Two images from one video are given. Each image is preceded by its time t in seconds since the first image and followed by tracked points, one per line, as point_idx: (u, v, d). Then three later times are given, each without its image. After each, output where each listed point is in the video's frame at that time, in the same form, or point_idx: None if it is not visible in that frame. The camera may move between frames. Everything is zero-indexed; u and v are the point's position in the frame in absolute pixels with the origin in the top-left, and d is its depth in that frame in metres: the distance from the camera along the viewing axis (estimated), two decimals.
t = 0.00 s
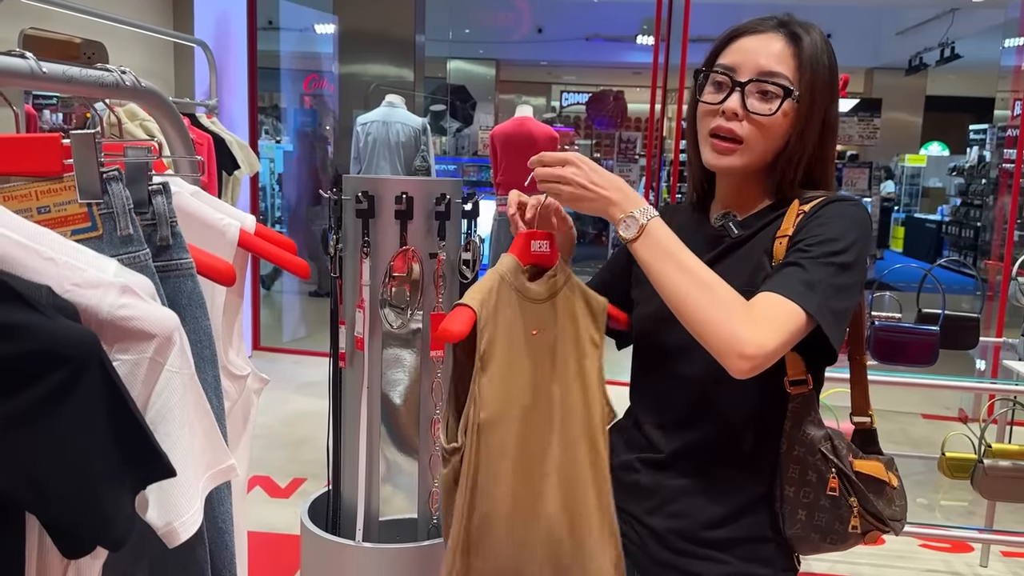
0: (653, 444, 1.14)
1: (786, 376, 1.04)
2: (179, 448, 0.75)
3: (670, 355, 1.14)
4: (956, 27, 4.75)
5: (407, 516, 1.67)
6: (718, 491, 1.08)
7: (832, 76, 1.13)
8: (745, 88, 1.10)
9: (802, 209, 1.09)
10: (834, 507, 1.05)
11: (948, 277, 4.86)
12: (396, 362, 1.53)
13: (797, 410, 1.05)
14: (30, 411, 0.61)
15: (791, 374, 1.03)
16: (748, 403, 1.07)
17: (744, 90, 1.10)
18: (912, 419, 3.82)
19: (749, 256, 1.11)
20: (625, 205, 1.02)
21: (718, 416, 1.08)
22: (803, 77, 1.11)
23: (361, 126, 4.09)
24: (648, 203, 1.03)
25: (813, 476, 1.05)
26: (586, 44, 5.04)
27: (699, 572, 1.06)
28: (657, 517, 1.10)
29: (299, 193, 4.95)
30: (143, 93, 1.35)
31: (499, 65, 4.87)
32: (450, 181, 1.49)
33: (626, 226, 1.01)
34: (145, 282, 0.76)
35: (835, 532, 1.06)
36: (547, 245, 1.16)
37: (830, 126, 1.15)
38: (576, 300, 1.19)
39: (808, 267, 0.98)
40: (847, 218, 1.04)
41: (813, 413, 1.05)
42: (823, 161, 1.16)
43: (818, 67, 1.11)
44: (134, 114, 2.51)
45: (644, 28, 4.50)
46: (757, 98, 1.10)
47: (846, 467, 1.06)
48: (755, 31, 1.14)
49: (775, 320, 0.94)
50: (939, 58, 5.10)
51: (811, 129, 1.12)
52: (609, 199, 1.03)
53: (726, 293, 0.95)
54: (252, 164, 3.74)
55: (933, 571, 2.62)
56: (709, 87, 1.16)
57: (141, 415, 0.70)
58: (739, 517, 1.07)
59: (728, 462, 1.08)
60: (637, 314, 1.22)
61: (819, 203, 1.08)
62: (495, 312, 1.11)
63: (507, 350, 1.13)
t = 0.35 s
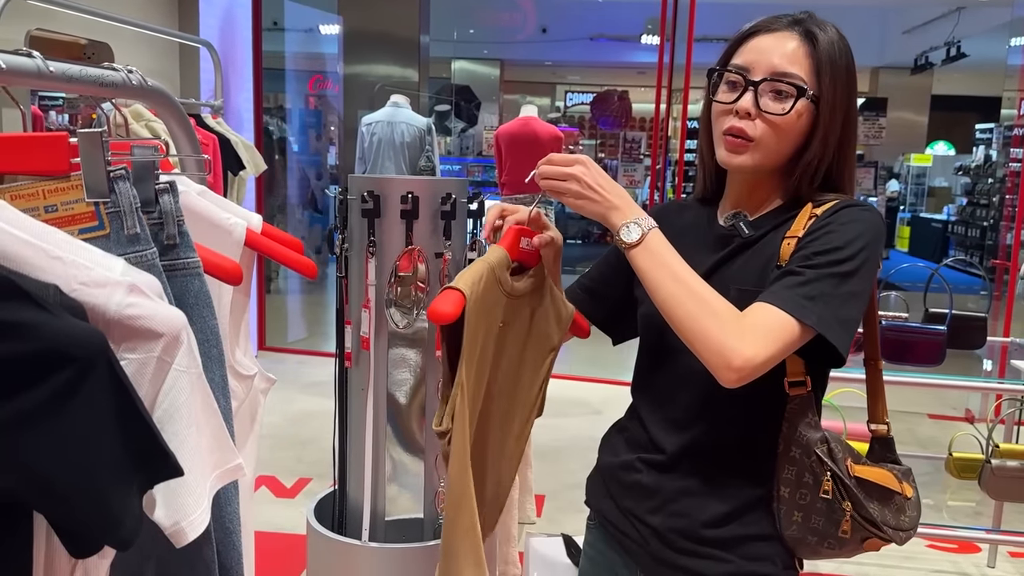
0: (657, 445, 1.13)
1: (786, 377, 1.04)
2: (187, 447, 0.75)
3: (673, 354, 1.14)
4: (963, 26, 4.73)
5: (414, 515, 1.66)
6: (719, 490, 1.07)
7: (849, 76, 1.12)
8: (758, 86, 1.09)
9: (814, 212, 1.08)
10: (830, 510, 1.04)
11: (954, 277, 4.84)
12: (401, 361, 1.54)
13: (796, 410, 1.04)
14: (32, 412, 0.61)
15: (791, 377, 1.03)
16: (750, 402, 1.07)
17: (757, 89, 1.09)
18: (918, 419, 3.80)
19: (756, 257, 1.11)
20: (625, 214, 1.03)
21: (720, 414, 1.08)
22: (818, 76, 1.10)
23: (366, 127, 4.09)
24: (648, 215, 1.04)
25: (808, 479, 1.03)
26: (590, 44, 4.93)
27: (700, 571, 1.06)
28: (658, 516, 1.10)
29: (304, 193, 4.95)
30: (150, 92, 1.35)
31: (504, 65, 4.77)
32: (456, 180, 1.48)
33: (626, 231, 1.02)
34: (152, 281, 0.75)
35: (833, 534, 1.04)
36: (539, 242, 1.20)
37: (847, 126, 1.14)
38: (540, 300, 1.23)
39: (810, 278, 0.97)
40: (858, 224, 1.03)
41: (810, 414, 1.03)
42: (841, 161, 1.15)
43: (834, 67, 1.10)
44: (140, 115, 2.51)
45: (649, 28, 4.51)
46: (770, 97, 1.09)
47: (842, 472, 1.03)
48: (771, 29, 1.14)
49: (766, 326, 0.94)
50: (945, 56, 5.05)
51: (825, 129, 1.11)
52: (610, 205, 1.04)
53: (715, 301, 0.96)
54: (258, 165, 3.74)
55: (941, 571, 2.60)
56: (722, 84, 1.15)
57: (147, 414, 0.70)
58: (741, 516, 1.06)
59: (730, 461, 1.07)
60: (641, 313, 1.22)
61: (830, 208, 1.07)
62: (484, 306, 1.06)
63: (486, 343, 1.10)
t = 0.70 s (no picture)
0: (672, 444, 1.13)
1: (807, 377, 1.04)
2: (195, 449, 0.75)
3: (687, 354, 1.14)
4: (968, 26, 4.71)
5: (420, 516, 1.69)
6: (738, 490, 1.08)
7: (864, 63, 1.10)
8: (767, 77, 1.09)
9: (833, 211, 1.08)
10: (860, 507, 1.04)
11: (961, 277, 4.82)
12: (408, 363, 1.54)
13: (821, 410, 1.04)
14: (42, 412, 0.61)
15: (812, 376, 1.03)
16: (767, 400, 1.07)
17: (765, 80, 1.09)
18: (925, 419, 3.79)
19: (773, 255, 1.11)
20: (641, 214, 1.02)
21: (740, 413, 1.07)
22: (828, 65, 1.09)
23: (371, 128, 4.10)
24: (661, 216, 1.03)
25: (837, 477, 1.03)
26: (595, 44, 4.94)
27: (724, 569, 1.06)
28: (679, 515, 1.10)
29: (310, 194, 4.98)
30: (157, 94, 1.36)
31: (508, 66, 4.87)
32: (461, 182, 1.49)
33: (646, 230, 1.00)
34: (161, 282, 0.76)
35: (863, 532, 1.04)
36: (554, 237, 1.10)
37: (863, 115, 1.12)
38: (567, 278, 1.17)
39: (830, 280, 0.97)
40: (879, 223, 1.03)
41: (835, 413, 1.04)
42: (859, 151, 1.14)
43: (845, 55, 1.09)
44: (147, 116, 2.52)
45: (653, 28, 4.56)
46: (778, 87, 1.09)
47: (870, 467, 1.04)
48: (782, 20, 1.14)
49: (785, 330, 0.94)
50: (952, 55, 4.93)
51: (838, 119, 1.10)
52: (626, 204, 1.03)
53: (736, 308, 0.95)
54: (263, 166, 3.75)
55: (948, 572, 2.59)
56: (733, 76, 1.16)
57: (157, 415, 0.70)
58: (762, 514, 1.06)
59: (750, 461, 1.08)
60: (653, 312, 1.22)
61: (849, 206, 1.06)
62: (507, 305, 0.97)
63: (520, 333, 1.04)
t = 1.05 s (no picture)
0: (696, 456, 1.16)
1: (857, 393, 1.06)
2: (200, 451, 0.76)
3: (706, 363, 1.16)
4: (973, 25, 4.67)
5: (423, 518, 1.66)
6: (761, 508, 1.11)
7: (885, 41, 1.09)
8: (776, 60, 1.10)
9: (879, 212, 1.07)
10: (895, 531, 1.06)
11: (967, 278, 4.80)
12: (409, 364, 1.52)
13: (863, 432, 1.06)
14: (51, 415, 0.62)
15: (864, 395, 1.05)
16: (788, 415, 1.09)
17: (774, 62, 1.11)
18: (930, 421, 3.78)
19: (808, 263, 1.11)
20: (739, 335, 0.98)
21: (762, 427, 1.11)
22: (841, 48, 1.09)
23: (376, 130, 4.10)
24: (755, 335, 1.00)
25: (875, 499, 1.06)
26: (599, 45, 4.99)
27: None
28: (707, 533, 1.13)
29: (314, 196, 4.99)
30: (163, 98, 1.37)
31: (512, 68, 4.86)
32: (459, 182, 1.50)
33: (755, 353, 0.97)
34: (166, 285, 0.76)
35: (892, 554, 1.07)
36: (468, 150, 1.18)
37: (887, 100, 1.11)
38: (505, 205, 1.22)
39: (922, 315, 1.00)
40: (936, 233, 1.03)
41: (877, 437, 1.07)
42: (883, 135, 1.13)
43: (861, 31, 1.08)
44: (152, 118, 2.53)
45: (657, 29, 4.58)
46: (789, 69, 1.10)
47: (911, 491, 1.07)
48: (799, 7, 1.15)
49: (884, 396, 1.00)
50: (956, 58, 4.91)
51: (854, 98, 1.09)
52: (716, 329, 0.98)
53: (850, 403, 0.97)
54: (268, 169, 3.75)
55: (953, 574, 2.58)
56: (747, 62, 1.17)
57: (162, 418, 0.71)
58: (786, 532, 1.09)
59: (774, 475, 1.11)
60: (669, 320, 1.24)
61: (898, 217, 1.06)
62: (398, 217, 1.11)
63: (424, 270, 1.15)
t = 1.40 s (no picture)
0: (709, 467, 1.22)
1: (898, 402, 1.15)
2: (209, 454, 0.77)
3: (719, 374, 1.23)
4: (977, 26, 4.64)
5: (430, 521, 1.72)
6: (765, 516, 1.19)
7: (909, 42, 1.14)
8: (795, 62, 1.15)
9: (913, 220, 1.14)
10: (939, 533, 1.16)
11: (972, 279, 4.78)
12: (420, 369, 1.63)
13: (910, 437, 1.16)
14: (62, 419, 0.62)
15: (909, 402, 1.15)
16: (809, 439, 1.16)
17: (792, 64, 1.15)
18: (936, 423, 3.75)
19: (836, 272, 1.16)
20: (810, 410, 1.04)
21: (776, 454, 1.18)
22: (860, 49, 1.13)
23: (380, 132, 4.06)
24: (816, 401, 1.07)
25: (923, 503, 1.17)
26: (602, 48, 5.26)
27: None
28: (728, 555, 1.20)
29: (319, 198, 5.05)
30: (170, 102, 1.37)
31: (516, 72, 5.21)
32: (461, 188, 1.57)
33: (833, 428, 1.04)
34: (174, 289, 0.77)
35: (934, 554, 1.17)
36: (365, 124, 1.13)
37: (911, 100, 1.16)
38: (418, 179, 1.15)
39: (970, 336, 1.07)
40: (972, 248, 1.10)
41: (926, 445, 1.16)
42: (909, 136, 1.18)
43: (883, 35, 1.13)
44: (158, 121, 2.54)
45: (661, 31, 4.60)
46: (806, 71, 1.14)
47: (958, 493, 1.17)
48: (820, 5, 1.19)
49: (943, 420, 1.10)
50: (959, 59, 4.99)
51: (878, 102, 1.14)
52: (791, 411, 1.03)
53: (916, 443, 1.07)
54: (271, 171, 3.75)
55: None
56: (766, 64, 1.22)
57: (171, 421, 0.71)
58: (804, 552, 1.17)
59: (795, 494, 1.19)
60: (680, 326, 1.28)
61: (937, 231, 1.11)
62: (292, 196, 1.14)
63: (320, 249, 1.16)
